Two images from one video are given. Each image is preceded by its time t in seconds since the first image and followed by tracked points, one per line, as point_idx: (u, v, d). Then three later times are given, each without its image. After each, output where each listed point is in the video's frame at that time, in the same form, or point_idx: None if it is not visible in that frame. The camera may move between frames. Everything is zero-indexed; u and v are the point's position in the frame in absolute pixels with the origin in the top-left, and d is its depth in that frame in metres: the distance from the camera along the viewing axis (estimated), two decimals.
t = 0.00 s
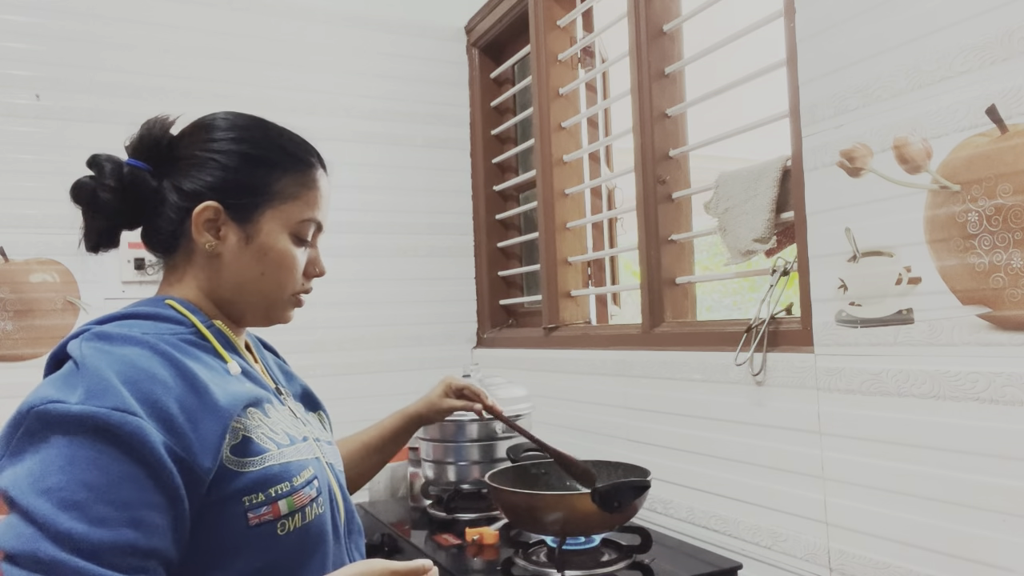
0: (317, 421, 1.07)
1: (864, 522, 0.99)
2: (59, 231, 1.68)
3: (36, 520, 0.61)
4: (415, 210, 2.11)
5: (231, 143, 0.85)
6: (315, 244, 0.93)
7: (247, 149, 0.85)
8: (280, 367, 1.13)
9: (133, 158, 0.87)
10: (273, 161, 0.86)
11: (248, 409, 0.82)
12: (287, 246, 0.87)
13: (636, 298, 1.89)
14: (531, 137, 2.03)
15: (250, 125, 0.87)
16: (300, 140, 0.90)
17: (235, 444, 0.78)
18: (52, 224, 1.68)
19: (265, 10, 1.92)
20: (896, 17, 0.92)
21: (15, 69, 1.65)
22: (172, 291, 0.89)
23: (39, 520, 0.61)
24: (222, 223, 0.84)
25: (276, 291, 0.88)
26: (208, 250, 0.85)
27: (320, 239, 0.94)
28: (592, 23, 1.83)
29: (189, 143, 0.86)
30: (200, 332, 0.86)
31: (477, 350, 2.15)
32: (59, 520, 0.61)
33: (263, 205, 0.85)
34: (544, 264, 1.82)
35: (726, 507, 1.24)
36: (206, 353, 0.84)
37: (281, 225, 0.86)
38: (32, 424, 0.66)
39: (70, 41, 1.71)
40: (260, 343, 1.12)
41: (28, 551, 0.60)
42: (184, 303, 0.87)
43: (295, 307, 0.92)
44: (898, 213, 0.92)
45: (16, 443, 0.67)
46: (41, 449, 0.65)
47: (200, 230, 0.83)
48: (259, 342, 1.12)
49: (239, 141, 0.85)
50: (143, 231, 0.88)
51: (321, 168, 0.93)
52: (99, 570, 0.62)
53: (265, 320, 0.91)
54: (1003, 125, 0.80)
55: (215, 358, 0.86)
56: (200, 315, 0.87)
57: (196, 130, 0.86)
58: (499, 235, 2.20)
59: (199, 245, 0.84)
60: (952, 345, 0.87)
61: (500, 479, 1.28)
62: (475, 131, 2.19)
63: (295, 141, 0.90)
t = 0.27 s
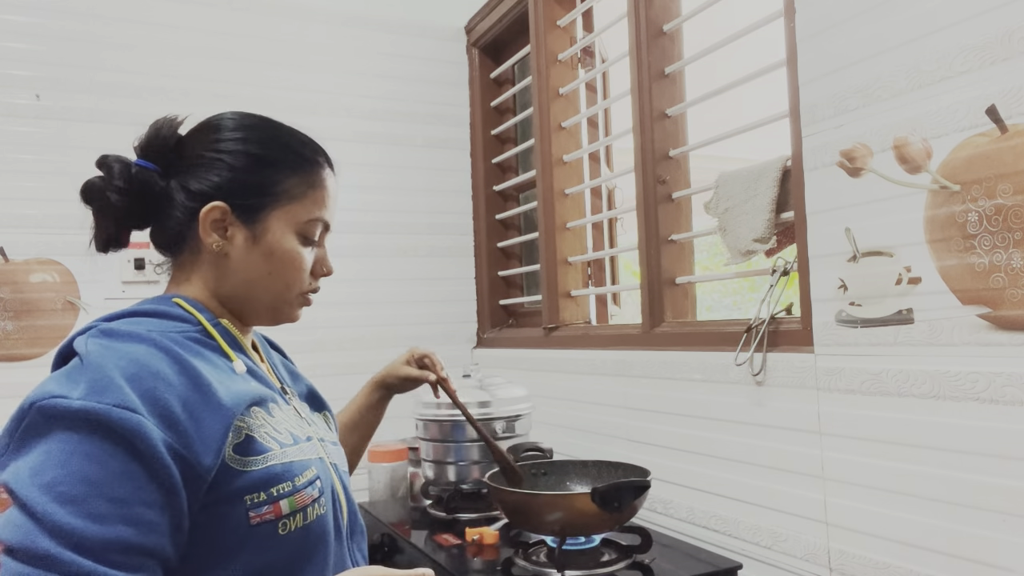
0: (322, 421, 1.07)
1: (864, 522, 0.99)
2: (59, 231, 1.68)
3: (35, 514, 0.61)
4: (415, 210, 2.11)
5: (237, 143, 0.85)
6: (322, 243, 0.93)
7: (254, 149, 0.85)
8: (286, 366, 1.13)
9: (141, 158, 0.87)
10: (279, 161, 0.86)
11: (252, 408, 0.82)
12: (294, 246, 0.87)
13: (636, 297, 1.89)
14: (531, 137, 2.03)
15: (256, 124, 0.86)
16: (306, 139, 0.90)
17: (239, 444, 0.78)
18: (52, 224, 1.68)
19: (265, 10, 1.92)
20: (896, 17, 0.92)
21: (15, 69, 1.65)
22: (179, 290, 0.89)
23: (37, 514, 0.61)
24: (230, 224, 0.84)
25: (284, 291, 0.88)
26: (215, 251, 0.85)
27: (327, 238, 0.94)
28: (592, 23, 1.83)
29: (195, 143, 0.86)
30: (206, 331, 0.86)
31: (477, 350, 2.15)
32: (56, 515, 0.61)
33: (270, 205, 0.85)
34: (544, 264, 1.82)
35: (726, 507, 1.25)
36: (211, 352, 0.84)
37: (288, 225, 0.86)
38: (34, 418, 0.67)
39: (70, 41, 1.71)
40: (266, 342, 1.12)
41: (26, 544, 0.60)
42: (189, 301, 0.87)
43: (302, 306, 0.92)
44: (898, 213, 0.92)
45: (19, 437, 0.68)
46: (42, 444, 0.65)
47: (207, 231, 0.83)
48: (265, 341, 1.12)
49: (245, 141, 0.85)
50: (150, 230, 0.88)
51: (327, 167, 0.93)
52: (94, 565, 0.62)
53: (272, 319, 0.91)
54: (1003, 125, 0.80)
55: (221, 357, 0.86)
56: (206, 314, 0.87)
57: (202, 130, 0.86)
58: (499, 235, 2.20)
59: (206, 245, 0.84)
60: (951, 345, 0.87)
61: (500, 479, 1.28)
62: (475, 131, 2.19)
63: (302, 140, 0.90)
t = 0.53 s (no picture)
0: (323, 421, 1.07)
1: (864, 522, 0.99)
2: (59, 231, 1.68)
3: (47, 519, 0.61)
4: (415, 210, 2.11)
5: (240, 143, 0.85)
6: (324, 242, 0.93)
7: (257, 149, 0.85)
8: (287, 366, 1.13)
9: (143, 158, 0.87)
10: (283, 161, 0.86)
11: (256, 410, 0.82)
12: (297, 246, 0.87)
13: (636, 297, 1.89)
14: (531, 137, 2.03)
15: (259, 124, 0.87)
16: (308, 139, 0.90)
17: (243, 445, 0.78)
18: (52, 224, 1.68)
19: (265, 10, 1.93)
20: (895, 17, 0.92)
21: (16, 69, 1.65)
22: (181, 290, 0.89)
23: (49, 519, 0.61)
24: (232, 223, 0.84)
25: (287, 290, 0.88)
26: (218, 250, 0.85)
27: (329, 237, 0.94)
28: (592, 23, 1.83)
29: (198, 143, 0.86)
30: (208, 332, 0.86)
31: (477, 350, 2.15)
32: (68, 519, 0.61)
33: (273, 204, 0.85)
34: (544, 264, 1.82)
35: (726, 507, 1.24)
36: (214, 353, 0.85)
37: (291, 225, 0.86)
38: (41, 422, 0.66)
39: (70, 41, 1.71)
40: (267, 342, 1.12)
41: (38, 550, 0.61)
42: (192, 302, 0.87)
43: (305, 306, 0.92)
44: (898, 213, 0.92)
45: (26, 441, 0.68)
46: (50, 448, 0.65)
47: (210, 230, 0.83)
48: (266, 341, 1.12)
49: (248, 141, 0.85)
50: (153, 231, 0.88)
51: (329, 167, 0.93)
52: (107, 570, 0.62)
53: (274, 319, 0.92)
54: (1003, 125, 0.80)
55: (223, 358, 0.86)
56: (209, 315, 0.87)
57: (205, 130, 0.86)
58: (499, 235, 2.20)
59: (210, 245, 0.84)
60: (951, 345, 0.87)
61: (500, 479, 1.28)
62: (475, 131, 2.19)
63: (304, 140, 0.90)
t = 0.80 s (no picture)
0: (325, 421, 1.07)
1: (864, 522, 0.99)
2: (59, 231, 1.68)
3: (46, 517, 0.61)
4: (415, 210, 2.11)
5: (243, 142, 0.85)
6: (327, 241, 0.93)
7: (260, 148, 0.85)
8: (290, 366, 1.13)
9: (146, 158, 0.87)
10: (286, 160, 0.86)
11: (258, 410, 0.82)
12: (300, 244, 0.86)
13: (636, 297, 1.89)
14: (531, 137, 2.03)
15: (262, 123, 0.87)
16: (312, 138, 0.90)
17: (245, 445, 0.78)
18: (52, 224, 1.68)
19: (265, 10, 1.93)
20: (895, 17, 0.92)
21: (16, 69, 1.65)
22: (184, 290, 0.89)
23: (49, 517, 0.61)
24: (236, 223, 0.84)
25: (290, 289, 0.88)
26: (221, 249, 0.85)
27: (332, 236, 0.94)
28: (592, 23, 1.83)
29: (201, 142, 0.86)
30: (210, 332, 0.86)
31: (477, 350, 2.15)
32: (68, 517, 0.61)
33: (276, 203, 0.85)
34: (545, 264, 1.82)
35: (726, 507, 1.24)
36: (216, 353, 0.84)
37: (294, 223, 0.86)
38: (43, 421, 0.67)
39: (70, 41, 1.71)
40: (270, 343, 1.12)
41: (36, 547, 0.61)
42: (195, 302, 0.87)
43: (307, 305, 0.92)
44: (898, 213, 0.92)
45: (28, 439, 0.68)
46: (52, 446, 0.65)
47: (213, 229, 0.83)
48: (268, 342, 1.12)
49: (251, 140, 0.85)
50: (156, 230, 0.88)
51: (332, 166, 0.93)
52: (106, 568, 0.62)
53: (277, 318, 0.91)
54: (1003, 125, 0.80)
55: (225, 358, 0.86)
56: (211, 315, 0.87)
57: (208, 130, 0.86)
58: (500, 235, 2.20)
59: (212, 244, 0.84)
60: (951, 345, 0.87)
61: (500, 479, 1.28)
62: (475, 131, 2.19)
63: (308, 139, 0.90)
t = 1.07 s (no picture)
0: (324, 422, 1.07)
1: (864, 522, 0.99)
2: (59, 231, 1.68)
3: (53, 516, 0.61)
4: (415, 210, 2.11)
5: (241, 141, 0.85)
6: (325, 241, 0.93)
7: (258, 147, 0.85)
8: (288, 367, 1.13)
9: (143, 158, 0.87)
10: (284, 159, 0.86)
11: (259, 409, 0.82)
12: (298, 243, 0.87)
13: (636, 298, 1.89)
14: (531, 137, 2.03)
15: (260, 123, 0.87)
16: (309, 138, 0.90)
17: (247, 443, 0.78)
18: (52, 224, 1.68)
19: (265, 10, 1.92)
20: (895, 17, 0.92)
21: (16, 69, 1.65)
22: (182, 290, 0.89)
23: (55, 516, 0.61)
24: (234, 222, 0.84)
25: (288, 288, 0.88)
26: (220, 248, 0.85)
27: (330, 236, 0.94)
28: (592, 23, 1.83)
29: (199, 142, 0.86)
30: (210, 332, 0.86)
31: (477, 350, 2.15)
32: (75, 516, 0.61)
33: (274, 202, 0.85)
34: (544, 264, 1.82)
35: (726, 507, 1.24)
36: (216, 353, 0.85)
37: (293, 222, 0.86)
38: (46, 421, 0.66)
39: (70, 41, 1.71)
40: (269, 344, 1.12)
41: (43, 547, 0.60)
42: (195, 302, 0.87)
43: (305, 304, 0.92)
44: (898, 213, 0.92)
45: (30, 440, 0.67)
46: (56, 446, 0.65)
47: (212, 228, 0.83)
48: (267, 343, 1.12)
49: (249, 139, 0.85)
50: (153, 231, 0.88)
51: (330, 166, 0.93)
52: (113, 566, 0.62)
53: (275, 317, 0.91)
54: (1003, 125, 0.80)
55: (225, 358, 0.86)
56: (211, 315, 0.87)
57: (205, 129, 0.86)
58: (500, 235, 2.20)
59: (211, 243, 0.84)
60: (952, 345, 0.87)
61: (500, 479, 1.28)
62: (475, 131, 2.19)
63: (305, 139, 0.90)
